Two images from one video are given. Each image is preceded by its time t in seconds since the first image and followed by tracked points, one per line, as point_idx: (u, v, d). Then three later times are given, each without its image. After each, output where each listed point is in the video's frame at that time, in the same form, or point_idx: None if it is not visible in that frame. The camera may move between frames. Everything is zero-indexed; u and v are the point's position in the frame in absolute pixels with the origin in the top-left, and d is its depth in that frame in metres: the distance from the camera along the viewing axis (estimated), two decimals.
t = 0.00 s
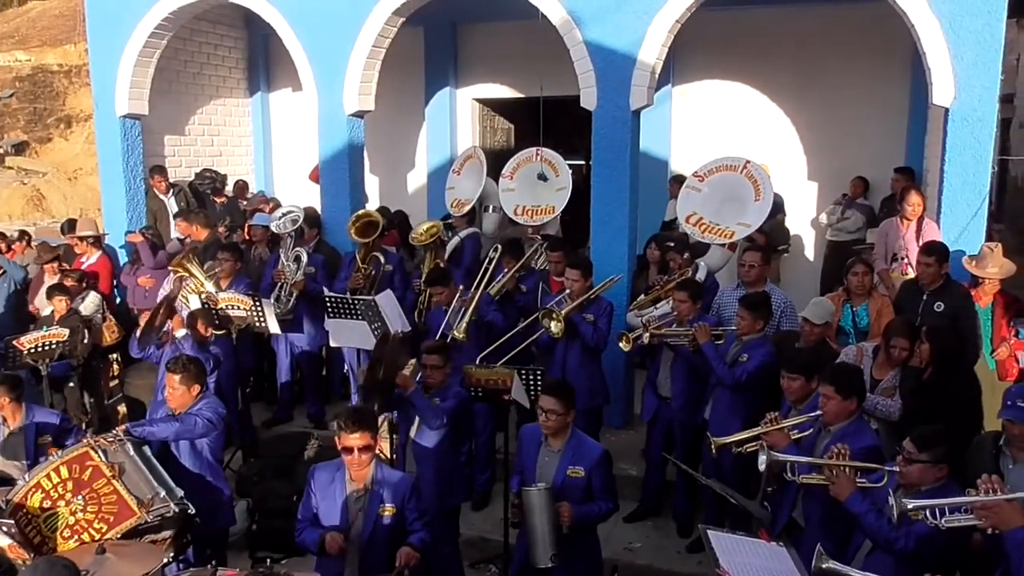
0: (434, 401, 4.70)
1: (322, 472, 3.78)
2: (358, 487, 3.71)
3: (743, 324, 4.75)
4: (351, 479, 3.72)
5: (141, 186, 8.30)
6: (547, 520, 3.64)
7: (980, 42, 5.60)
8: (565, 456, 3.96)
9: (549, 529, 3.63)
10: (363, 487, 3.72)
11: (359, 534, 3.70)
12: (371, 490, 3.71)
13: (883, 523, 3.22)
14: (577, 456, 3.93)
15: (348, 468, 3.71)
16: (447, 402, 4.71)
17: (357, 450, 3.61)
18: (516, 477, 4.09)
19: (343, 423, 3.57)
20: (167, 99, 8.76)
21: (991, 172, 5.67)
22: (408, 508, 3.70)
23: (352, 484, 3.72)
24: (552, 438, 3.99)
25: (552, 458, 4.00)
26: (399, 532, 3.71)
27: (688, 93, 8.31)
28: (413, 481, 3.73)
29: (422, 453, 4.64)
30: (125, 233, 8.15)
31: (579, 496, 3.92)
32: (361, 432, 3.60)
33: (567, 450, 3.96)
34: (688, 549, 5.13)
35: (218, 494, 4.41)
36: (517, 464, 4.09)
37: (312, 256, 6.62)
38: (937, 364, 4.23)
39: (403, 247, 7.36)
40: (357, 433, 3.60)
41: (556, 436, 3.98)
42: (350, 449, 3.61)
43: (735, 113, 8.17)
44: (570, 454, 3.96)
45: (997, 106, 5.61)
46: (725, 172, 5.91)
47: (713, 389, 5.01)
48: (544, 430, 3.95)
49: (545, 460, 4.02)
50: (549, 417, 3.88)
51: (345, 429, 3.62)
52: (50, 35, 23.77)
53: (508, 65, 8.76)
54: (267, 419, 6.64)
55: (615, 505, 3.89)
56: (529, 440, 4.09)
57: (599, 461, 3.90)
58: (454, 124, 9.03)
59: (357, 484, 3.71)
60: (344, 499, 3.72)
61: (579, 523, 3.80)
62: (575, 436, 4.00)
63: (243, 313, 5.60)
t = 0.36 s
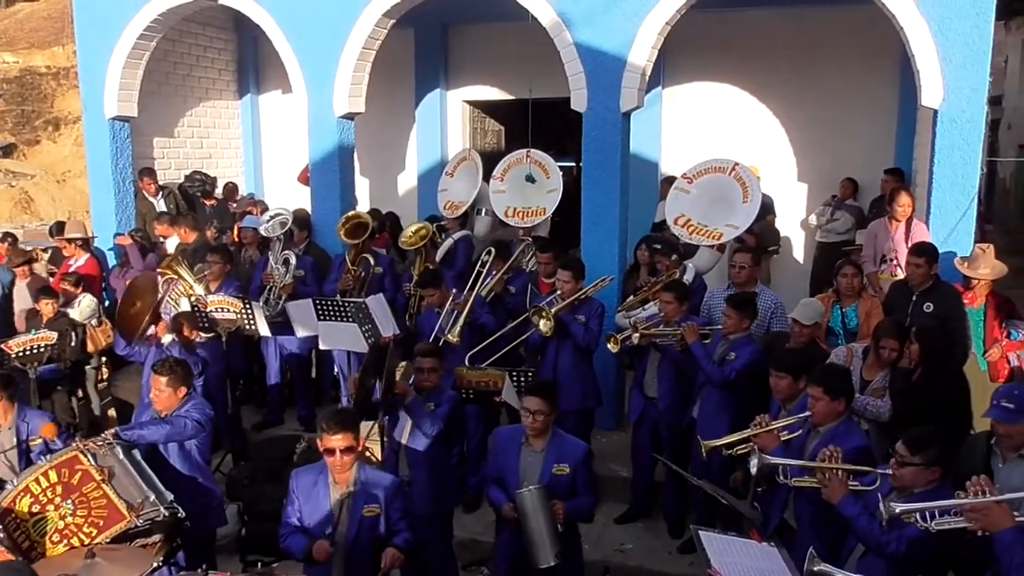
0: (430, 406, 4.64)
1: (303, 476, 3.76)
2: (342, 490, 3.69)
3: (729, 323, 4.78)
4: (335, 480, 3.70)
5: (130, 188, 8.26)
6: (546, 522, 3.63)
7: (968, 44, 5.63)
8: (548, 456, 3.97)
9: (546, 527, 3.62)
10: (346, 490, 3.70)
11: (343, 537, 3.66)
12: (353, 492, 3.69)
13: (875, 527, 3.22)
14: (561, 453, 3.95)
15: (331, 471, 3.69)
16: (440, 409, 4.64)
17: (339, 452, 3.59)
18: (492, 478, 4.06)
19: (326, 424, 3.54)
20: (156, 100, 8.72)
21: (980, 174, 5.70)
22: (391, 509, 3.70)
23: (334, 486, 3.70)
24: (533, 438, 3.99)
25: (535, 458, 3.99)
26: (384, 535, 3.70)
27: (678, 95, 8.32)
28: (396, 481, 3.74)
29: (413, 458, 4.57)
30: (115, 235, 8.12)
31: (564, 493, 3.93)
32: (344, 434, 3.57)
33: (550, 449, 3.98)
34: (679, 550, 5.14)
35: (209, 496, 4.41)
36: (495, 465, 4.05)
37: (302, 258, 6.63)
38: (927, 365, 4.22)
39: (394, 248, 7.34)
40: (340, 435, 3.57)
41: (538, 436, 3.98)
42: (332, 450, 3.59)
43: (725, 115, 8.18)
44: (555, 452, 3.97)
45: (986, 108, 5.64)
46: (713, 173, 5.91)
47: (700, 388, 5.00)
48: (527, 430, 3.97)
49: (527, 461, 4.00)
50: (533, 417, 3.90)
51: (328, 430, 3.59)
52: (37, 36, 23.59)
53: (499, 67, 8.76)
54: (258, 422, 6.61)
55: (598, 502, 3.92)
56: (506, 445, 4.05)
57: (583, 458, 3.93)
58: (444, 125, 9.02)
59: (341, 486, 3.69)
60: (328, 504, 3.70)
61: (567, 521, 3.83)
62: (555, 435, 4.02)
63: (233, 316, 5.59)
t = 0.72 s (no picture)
0: (427, 414, 4.47)
1: (273, 479, 3.70)
2: (314, 491, 3.69)
3: (711, 323, 4.79)
4: (306, 483, 3.69)
5: (116, 191, 8.19)
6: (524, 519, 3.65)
7: (954, 48, 5.68)
8: (517, 453, 4.00)
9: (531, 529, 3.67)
10: (319, 493, 3.70)
11: (320, 538, 3.67)
12: (326, 493, 3.70)
13: (857, 525, 3.24)
14: (527, 448, 3.99)
15: (303, 473, 3.67)
16: (439, 416, 4.47)
17: (312, 452, 3.57)
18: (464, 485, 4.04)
19: (297, 424, 3.54)
20: (142, 101, 8.67)
21: (965, 178, 5.75)
22: (365, 506, 3.73)
23: (307, 489, 3.69)
24: (498, 437, 4.02)
25: (504, 458, 4.01)
26: (358, 531, 3.72)
27: (665, 98, 8.33)
28: (369, 481, 3.76)
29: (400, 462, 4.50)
30: (100, 238, 8.03)
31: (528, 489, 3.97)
32: (316, 434, 3.57)
33: (517, 446, 4.01)
34: (668, 552, 5.14)
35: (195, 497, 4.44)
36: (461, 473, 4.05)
37: (286, 260, 6.57)
38: (913, 366, 4.28)
39: (382, 251, 7.31)
40: (311, 435, 3.57)
41: (504, 435, 4.01)
42: (305, 452, 3.57)
43: (713, 118, 8.21)
44: (523, 447, 4.00)
45: (971, 111, 5.68)
46: (699, 175, 5.93)
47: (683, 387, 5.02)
48: (492, 430, 4.00)
49: (496, 461, 4.01)
50: (495, 413, 3.93)
51: (299, 430, 3.58)
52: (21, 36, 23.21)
53: (486, 69, 8.76)
54: (245, 426, 6.56)
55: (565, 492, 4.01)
56: (471, 451, 4.04)
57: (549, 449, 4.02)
58: (432, 128, 9.01)
59: (313, 488, 3.69)
60: (301, 507, 3.68)
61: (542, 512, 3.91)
62: (519, 431, 4.05)
63: (219, 319, 5.53)
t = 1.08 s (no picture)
0: (430, 407, 4.42)
1: (255, 471, 3.69)
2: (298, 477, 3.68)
3: (694, 311, 4.86)
4: (290, 468, 3.68)
5: (104, 178, 8.15)
6: (500, 493, 3.63)
7: (944, 39, 5.69)
8: (496, 439, 4.01)
9: (500, 500, 3.63)
10: (303, 479, 3.70)
11: (308, 526, 3.68)
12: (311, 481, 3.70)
13: (840, 507, 3.26)
14: (506, 432, 4.00)
15: (286, 459, 3.66)
16: (441, 410, 4.40)
17: (296, 439, 3.56)
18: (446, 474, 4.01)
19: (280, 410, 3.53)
20: (131, 89, 8.61)
21: (956, 168, 5.77)
22: (351, 492, 3.72)
23: (292, 476, 3.68)
24: (478, 423, 4.01)
25: (483, 443, 4.02)
26: (342, 516, 3.72)
27: (657, 88, 8.33)
28: (353, 466, 3.75)
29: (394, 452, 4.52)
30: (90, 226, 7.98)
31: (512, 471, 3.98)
32: (299, 420, 3.56)
33: (497, 431, 4.02)
34: (659, 540, 5.16)
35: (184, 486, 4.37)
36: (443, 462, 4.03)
37: (278, 244, 6.51)
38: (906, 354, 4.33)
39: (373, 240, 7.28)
40: (295, 422, 3.56)
41: (483, 421, 4.01)
42: (289, 439, 3.56)
43: (705, 107, 8.21)
44: (501, 432, 4.02)
45: (962, 101, 5.69)
46: (691, 165, 5.93)
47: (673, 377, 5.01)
48: (471, 416, 3.99)
49: (476, 445, 4.02)
50: (474, 400, 3.91)
51: (283, 417, 3.57)
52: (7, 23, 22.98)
53: (478, 58, 8.72)
54: (236, 415, 6.52)
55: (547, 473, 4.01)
56: (451, 440, 4.02)
57: (528, 433, 4.02)
58: (424, 117, 8.97)
59: (296, 473, 3.69)
60: (286, 494, 3.68)
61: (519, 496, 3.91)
62: (498, 417, 4.06)
63: (210, 307, 5.51)
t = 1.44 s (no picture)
0: (451, 408, 4.41)
1: (275, 466, 3.72)
2: (318, 471, 3.70)
3: (708, 308, 4.84)
4: (311, 465, 3.70)
5: (122, 174, 8.19)
6: (501, 501, 3.64)
7: (963, 34, 5.64)
8: (513, 434, 4.03)
9: (501, 508, 3.65)
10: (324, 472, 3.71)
11: (327, 520, 3.70)
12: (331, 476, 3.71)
13: (854, 504, 3.24)
14: (522, 430, 4.01)
15: (307, 454, 3.70)
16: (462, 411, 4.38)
17: (316, 433, 3.58)
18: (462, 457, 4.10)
19: (300, 405, 3.55)
20: (147, 86, 8.67)
21: (975, 166, 5.72)
22: (369, 487, 3.74)
23: (311, 470, 3.70)
24: (498, 418, 4.06)
25: (501, 437, 4.07)
26: (364, 511, 3.73)
27: (672, 85, 8.31)
28: (372, 460, 3.77)
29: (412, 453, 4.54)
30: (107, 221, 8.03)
31: (527, 471, 3.98)
32: (320, 414, 3.58)
33: (514, 427, 4.04)
34: (673, 537, 5.15)
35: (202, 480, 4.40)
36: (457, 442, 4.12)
37: (293, 238, 6.50)
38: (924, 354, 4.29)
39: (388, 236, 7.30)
40: (316, 415, 3.58)
41: (504, 415, 4.05)
42: (310, 432, 3.58)
43: (720, 104, 8.17)
44: (518, 429, 4.03)
45: (980, 99, 5.65)
46: (709, 162, 5.90)
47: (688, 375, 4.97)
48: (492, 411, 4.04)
49: (494, 441, 4.08)
50: (495, 395, 3.96)
51: (303, 412, 3.59)
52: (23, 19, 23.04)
53: (493, 54, 8.72)
54: (251, 410, 6.53)
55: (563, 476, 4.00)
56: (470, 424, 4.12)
57: (545, 434, 4.01)
58: (439, 114, 8.99)
59: (317, 470, 3.70)
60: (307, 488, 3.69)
61: (528, 497, 3.91)
62: (519, 413, 4.07)
63: (227, 302, 5.53)
